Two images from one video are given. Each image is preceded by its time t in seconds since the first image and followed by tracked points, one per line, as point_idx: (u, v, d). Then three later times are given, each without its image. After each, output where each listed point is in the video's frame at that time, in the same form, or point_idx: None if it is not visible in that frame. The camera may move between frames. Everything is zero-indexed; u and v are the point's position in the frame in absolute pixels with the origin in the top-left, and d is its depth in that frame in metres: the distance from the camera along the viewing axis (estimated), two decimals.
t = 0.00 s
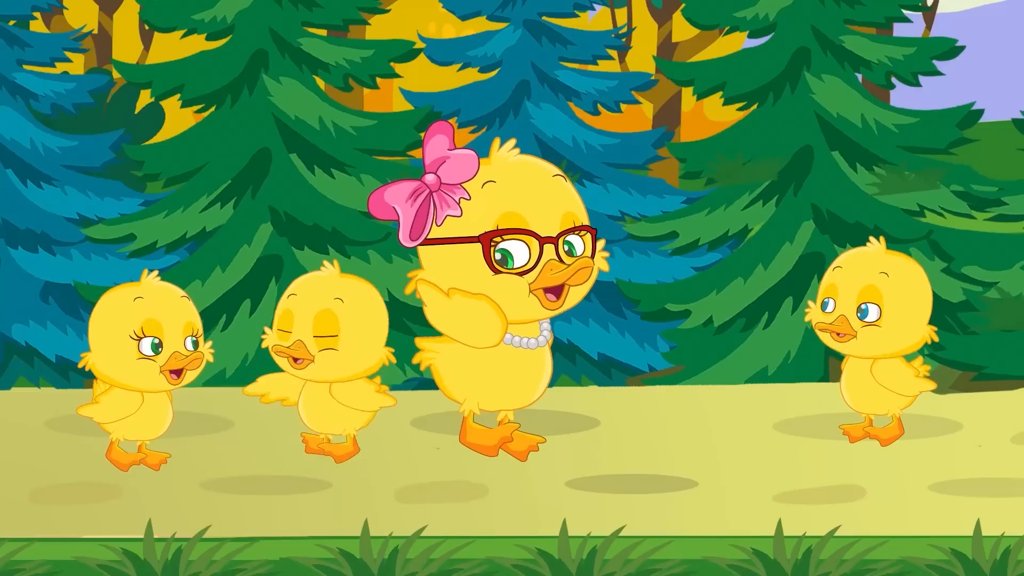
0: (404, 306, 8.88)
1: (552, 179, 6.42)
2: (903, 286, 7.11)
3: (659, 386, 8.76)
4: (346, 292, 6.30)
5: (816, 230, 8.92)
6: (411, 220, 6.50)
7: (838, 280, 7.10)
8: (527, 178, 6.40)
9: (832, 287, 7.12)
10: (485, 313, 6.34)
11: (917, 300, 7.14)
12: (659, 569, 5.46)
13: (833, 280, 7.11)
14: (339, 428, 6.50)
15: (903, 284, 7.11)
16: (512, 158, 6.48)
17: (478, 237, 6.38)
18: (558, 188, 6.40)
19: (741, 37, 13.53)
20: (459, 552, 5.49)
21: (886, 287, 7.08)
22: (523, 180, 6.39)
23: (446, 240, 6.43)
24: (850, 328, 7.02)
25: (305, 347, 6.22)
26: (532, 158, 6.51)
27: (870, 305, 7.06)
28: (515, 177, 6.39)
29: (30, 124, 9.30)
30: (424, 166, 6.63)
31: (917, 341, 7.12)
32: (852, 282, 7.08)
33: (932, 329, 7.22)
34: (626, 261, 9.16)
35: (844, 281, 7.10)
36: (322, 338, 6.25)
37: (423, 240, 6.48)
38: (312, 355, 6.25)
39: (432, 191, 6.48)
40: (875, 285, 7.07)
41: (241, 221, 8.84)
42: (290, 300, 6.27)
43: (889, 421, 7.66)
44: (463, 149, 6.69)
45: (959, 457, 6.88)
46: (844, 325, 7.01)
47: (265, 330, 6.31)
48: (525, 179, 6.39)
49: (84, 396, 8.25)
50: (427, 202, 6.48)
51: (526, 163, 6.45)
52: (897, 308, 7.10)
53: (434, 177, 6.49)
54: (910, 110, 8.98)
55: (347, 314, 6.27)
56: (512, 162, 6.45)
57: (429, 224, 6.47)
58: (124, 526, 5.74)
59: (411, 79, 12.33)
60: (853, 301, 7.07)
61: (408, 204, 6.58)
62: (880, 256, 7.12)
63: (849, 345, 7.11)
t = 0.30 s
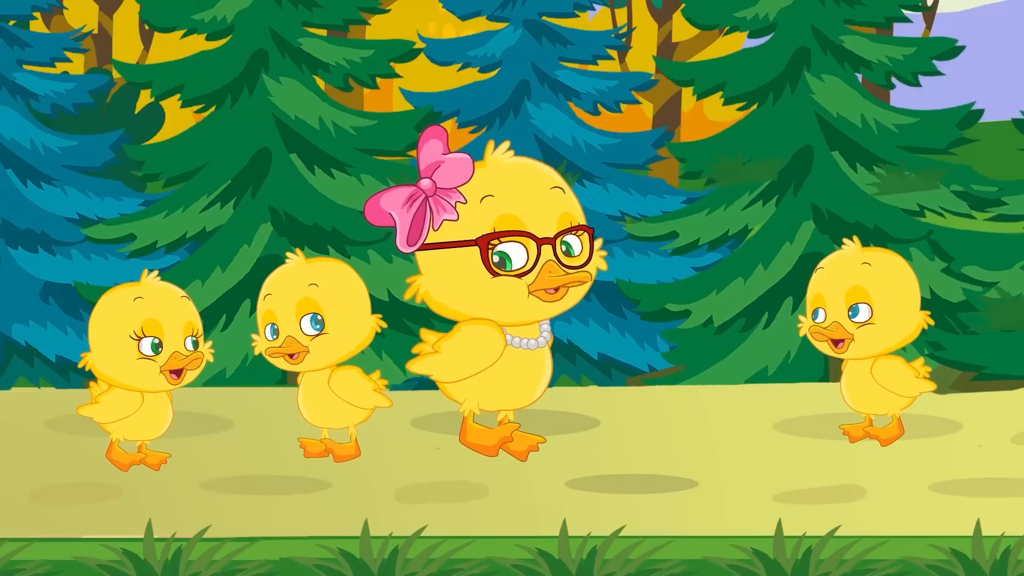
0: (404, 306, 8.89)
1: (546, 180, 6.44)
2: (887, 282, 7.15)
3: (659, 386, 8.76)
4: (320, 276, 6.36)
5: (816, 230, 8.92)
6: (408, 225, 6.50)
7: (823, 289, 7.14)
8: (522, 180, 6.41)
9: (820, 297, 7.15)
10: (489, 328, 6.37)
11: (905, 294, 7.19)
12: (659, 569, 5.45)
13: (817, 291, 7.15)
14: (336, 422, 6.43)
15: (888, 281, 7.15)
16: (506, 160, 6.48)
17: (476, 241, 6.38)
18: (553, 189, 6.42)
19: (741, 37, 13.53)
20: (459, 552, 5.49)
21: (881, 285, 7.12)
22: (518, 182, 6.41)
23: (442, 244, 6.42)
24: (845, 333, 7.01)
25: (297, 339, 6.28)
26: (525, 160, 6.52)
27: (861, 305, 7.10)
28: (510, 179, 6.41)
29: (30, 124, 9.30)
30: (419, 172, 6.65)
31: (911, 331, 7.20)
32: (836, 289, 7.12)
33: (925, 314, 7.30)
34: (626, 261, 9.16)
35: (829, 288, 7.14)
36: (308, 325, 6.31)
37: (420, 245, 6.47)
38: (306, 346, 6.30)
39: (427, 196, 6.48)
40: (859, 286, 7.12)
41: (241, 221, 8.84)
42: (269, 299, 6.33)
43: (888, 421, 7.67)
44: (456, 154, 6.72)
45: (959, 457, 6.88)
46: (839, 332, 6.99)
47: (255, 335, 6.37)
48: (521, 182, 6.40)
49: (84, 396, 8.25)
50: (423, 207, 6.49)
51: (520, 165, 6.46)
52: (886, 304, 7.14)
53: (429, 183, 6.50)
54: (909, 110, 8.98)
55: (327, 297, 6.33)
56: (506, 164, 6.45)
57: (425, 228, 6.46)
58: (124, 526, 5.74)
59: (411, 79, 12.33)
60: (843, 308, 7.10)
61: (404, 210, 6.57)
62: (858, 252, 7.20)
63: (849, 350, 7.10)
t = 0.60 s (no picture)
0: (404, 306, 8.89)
1: (549, 185, 6.44)
2: (884, 279, 7.16)
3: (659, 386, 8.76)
4: (343, 287, 6.31)
5: (816, 231, 8.93)
6: (410, 228, 6.49)
7: (822, 288, 7.12)
8: (525, 185, 6.42)
9: (819, 294, 7.12)
10: (490, 331, 6.37)
11: (904, 290, 7.18)
12: (659, 569, 5.45)
13: (815, 289, 7.13)
14: (336, 429, 6.46)
15: (886, 277, 7.16)
16: (510, 165, 6.48)
17: (477, 245, 6.39)
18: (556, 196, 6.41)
19: (741, 37, 13.53)
20: (459, 552, 5.49)
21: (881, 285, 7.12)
22: (522, 187, 6.42)
23: (445, 248, 6.45)
24: (843, 331, 7.05)
25: (303, 343, 6.23)
26: (530, 165, 6.51)
27: (859, 302, 7.10)
28: (513, 184, 6.42)
29: (30, 124, 9.30)
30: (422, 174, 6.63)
31: (911, 327, 7.18)
32: (834, 287, 7.11)
33: (925, 310, 7.29)
34: (626, 261, 9.16)
35: (828, 287, 7.12)
36: (319, 334, 6.25)
37: (421, 248, 6.48)
38: (310, 350, 6.25)
39: (430, 199, 6.48)
40: (857, 283, 7.12)
41: (241, 221, 8.84)
42: (286, 296, 6.28)
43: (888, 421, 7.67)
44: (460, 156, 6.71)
45: (959, 457, 6.88)
46: (838, 329, 7.02)
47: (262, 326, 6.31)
48: (525, 190, 6.40)
49: (84, 396, 8.25)
50: (425, 210, 6.48)
51: (524, 172, 6.44)
52: (885, 302, 7.14)
53: (432, 186, 6.48)
54: (910, 110, 8.97)
55: (344, 309, 6.28)
56: (511, 169, 6.46)
57: (427, 231, 6.47)
58: (124, 526, 5.74)
59: (411, 79, 12.33)
60: (841, 306, 7.10)
61: (407, 213, 6.55)
62: (853, 249, 7.24)
63: (849, 348, 7.12)
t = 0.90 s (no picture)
0: (404, 306, 8.89)
1: (551, 175, 6.43)
2: (885, 279, 7.16)
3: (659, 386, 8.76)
4: (349, 289, 6.32)
5: (816, 231, 8.93)
6: (412, 216, 6.50)
7: (822, 288, 7.12)
8: (527, 175, 6.42)
9: (819, 294, 7.13)
10: (489, 325, 6.39)
11: (904, 291, 7.18)
12: (659, 569, 5.46)
13: (815, 289, 7.14)
14: (336, 429, 6.47)
15: (886, 277, 7.16)
16: (513, 154, 6.48)
17: (479, 234, 6.39)
18: (559, 188, 6.40)
19: (741, 38, 13.53)
20: (459, 552, 5.49)
21: (881, 284, 7.12)
22: (524, 177, 6.42)
23: (447, 237, 6.43)
24: (843, 330, 7.04)
25: (304, 352, 6.22)
26: (532, 155, 6.52)
27: (859, 302, 7.10)
28: (515, 174, 6.42)
29: (30, 124, 9.29)
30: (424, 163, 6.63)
31: (910, 327, 7.18)
32: (835, 287, 7.12)
33: (925, 310, 7.29)
34: (626, 261, 9.18)
35: (828, 286, 7.13)
36: (321, 343, 6.23)
37: (423, 237, 6.47)
38: (312, 360, 6.24)
39: (432, 188, 6.48)
40: (857, 283, 7.12)
41: (241, 221, 8.84)
42: (290, 302, 6.26)
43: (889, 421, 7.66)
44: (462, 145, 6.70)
45: (959, 457, 6.88)
46: (837, 329, 7.02)
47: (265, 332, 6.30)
48: (526, 178, 6.40)
49: (84, 396, 8.25)
50: (427, 199, 6.50)
51: (527, 162, 6.44)
52: (886, 302, 7.14)
53: (433, 174, 6.48)
54: (910, 110, 8.98)
55: (347, 314, 6.27)
56: (512, 159, 6.45)
57: (429, 219, 6.48)
58: (124, 526, 5.73)
59: (411, 79, 12.33)
60: (841, 305, 7.10)
61: (409, 201, 6.57)
62: (852, 249, 7.23)
63: (849, 348, 7.11)
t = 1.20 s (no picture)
0: (404, 306, 8.90)
1: (551, 175, 6.43)
2: (886, 279, 7.14)
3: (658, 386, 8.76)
4: (348, 289, 6.32)
5: (816, 231, 8.93)
6: (412, 216, 6.51)
7: (822, 288, 7.12)
8: (527, 175, 6.41)
9: (819, 294, 7.13)
10: (489, 325, 6.40)
11: (904, 291, 7.16)
12: (659, 569, 5.46)
13: (815, 289, 7.14)
14: (336, 429, 6.46)
15: (886, 278, 7.14)
16: (512, 154, 6.48)
17: (479, 234, 6.37)
18: (559, 187, 6.41)
19: (741, 38, 13.52)
20: (459, 552, 5.49)
21: (879, 284, 7.12)
22: (524, 177, 6.41)
23: (447, 237, 6.42)
24: (843, 330, 7.04)
25: (304, 352, 6.21)
26: (532, 155, 6.52)
27: (860, 302, 7.09)
28: (515, 174, 6.41)
29: (30, 124, 9.29)
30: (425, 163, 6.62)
31: (910, 327, 7.18)
32: (835, 287, 7.12)
33: (925, 310, 7.29)
34: (626, 261, 9.19)
35: (828, 287, 7.13)
36: (321, 343, 6.23)
37: (423, 237, 6.47)
38: (312, 360, 6.24)
39: (432, 188, 6.47)
40: (857, 283, 7.11)
41: (241, 221, 8.84)
42: (290, 302, 6.26)
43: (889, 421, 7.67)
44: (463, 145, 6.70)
45: (959, 457, 6.88)
46: (837, 329, 7.03)
47: (265, 332, 6.30)
48: (526, 178, 6.40)
49: (83, 396, 8.24)
50: (427, 199, 6.49)
51: (527, 162, 6.44)
52: (886, 301, 7.13)
53: (433, 174, 6.47)
54: (910, 110, 8.98)
55: (346, 314, 6.26)
56: (513, 159, 6.45)
57: (429, 219, 6.47)
58: (123, 526, 5.73)
59: (411, 79, 12.33)
60: (841, 305, 7.10)
61: (409, 201, 6.57)
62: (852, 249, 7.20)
63: (849, 348, 7.11)
